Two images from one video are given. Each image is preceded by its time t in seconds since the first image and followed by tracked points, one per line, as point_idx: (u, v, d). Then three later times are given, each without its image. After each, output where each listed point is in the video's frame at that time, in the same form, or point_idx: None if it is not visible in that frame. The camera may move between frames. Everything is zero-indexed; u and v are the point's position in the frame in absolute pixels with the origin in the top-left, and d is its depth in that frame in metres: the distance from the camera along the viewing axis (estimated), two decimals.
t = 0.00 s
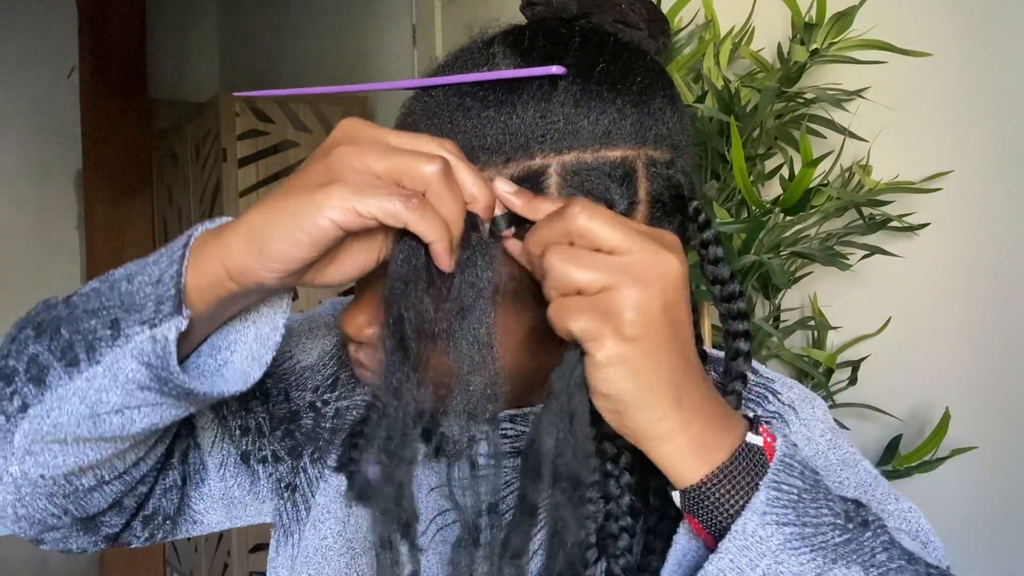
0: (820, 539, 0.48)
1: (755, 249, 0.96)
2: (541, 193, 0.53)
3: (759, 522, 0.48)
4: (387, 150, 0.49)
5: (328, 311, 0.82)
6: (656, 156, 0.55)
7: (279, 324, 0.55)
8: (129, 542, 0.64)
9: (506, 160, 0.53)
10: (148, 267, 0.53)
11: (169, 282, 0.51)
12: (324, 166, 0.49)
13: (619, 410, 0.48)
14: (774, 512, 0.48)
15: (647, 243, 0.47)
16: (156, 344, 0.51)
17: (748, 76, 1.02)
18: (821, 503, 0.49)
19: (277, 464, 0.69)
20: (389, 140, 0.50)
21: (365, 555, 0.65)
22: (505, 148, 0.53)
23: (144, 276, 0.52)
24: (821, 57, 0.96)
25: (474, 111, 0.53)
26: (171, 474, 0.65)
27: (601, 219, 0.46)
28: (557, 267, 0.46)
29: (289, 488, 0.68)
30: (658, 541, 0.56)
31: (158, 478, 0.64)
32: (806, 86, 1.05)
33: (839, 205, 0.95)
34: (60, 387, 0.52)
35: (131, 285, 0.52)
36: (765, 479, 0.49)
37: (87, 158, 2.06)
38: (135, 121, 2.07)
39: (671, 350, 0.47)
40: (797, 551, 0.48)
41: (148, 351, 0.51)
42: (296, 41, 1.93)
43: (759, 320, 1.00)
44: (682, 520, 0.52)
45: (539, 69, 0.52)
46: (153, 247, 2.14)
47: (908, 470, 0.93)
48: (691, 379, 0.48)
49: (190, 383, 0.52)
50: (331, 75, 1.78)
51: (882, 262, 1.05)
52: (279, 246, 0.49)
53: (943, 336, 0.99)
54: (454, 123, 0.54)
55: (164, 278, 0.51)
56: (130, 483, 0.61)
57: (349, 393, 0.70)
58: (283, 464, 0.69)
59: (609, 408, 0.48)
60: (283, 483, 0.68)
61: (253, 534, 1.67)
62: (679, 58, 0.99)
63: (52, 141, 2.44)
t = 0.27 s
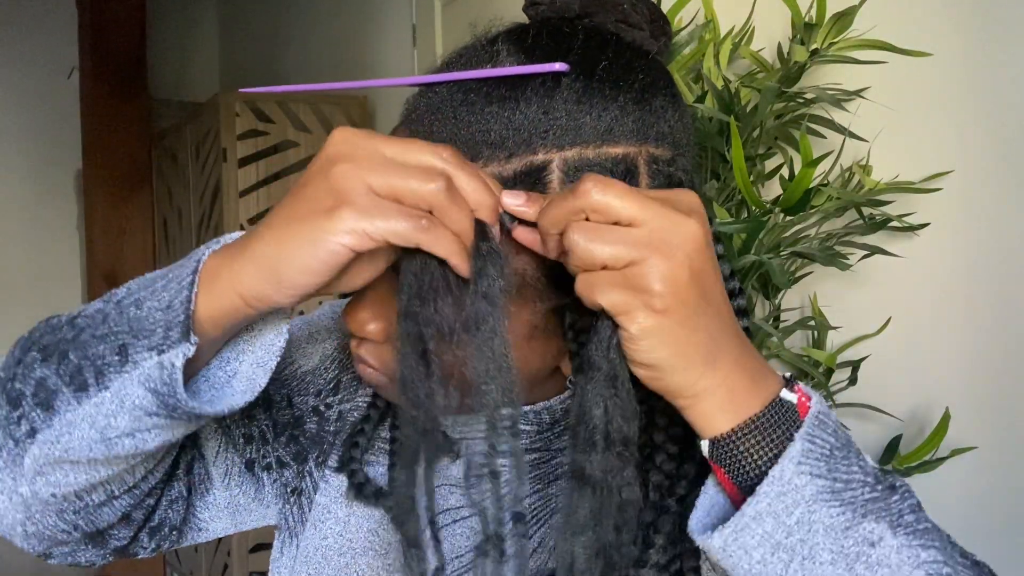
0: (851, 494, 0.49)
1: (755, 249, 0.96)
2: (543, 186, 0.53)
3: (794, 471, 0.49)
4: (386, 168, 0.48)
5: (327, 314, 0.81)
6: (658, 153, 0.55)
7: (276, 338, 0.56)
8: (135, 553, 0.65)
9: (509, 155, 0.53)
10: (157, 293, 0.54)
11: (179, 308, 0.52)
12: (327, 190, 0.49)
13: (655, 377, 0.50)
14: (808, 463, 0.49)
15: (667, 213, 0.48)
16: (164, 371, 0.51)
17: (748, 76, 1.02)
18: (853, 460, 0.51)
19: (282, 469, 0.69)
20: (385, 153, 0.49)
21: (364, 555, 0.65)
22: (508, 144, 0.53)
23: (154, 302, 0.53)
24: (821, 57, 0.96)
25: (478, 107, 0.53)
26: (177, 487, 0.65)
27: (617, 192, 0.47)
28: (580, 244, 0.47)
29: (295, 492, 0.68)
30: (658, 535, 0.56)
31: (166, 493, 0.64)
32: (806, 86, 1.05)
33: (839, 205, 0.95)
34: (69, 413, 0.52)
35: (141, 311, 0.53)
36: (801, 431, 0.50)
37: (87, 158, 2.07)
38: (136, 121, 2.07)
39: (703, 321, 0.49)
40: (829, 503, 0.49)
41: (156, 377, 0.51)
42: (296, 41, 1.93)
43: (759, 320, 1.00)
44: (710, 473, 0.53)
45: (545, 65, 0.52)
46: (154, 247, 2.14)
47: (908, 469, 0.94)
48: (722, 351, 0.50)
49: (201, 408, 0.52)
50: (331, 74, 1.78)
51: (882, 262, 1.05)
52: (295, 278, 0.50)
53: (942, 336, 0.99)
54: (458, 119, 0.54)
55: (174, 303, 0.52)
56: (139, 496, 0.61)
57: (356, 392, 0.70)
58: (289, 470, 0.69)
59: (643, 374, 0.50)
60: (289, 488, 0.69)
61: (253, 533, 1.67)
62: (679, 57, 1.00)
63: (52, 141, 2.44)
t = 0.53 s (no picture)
0: (877, 461, 0.51)
1: (755, 249, 0.96)
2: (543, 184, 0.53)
3: (822, 436, 0.50)
4: (405, 210, 0.47)
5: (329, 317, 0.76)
6: (655, 151, 0.56)
7: (285, 361, 0.54)
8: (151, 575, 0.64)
9: (508, 152, 0.53)
10: (169, 327, 0.54)
11: (194, 343, 0.52)
12: (344, 242, 0.48)
13: (685, 345, 0.51)
14: (836, 429, 0.50)
15: (670, 177, 0.49)
16: (184, 409, 0.51)
17: (748, 76, 1.02)
18: (876, 429, 0.53)
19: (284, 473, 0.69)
20: (401, 195, 0.47)
21: (366, 555, 0.65)
22: (507, 141, 0.53)
23: (167, 337, 0.53)
24: (821, 57, 0.96)
25: (476, 105, 0.53)
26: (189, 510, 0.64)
27: (621, 152, 0.48)
28: (593, 211, 0.48)
29: (305, 501, 0.68)
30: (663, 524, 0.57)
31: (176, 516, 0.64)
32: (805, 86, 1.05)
33: (839, 205, 0.95)
34: (87, 452, 0.52)
35: (154, 346, 0.53)
36: (826, 398, 0.52)
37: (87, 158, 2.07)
38: (136, 121, 2.07)
39: (718, 281, 0.50)
40: (857, 470, 0.50)
41: (176, 415, 0.51)
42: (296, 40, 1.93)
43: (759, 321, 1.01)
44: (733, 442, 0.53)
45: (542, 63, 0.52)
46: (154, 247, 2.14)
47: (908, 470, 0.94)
48: (740, 310, 0.52)
49: (222, 443, 0.52)
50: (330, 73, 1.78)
51: (882, 262, 1.05)
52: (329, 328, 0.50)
53: (943, 336, 0.99)
54: (456, 117, 0.54)
55: (189, 339, 0.52)
56: (155, 519, 0.61)
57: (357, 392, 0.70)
58: (298, 479, 0.69)
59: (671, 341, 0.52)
60: (299, 496, 0.69)
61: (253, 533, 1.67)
62: (679, 58, 1.00)
63: (51, 141, 2.43)
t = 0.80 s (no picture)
0: (877, 454, 0.51)
1: (755, 249, 0.96)
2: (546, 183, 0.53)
3: (821, 430, 0.50)
4: (406, 219, 0.46)
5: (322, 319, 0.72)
6: (659, 150, 0.55)
7: (292, 367, 0.55)
8: None
9: (514, 150, 0.53)
10: (177, 333, 0.53)
11: (204, 348, 0.52)
12: (352, 252, 0.47)
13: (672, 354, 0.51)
14: (836, 422, 0.50)
15: (662, 194, 0.47)
16: (195, 415, 0.51)
17: (748, 76, 1.02)
18: (878, 422, 0.52)
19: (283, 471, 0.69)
20: (404, 205, 0.46)
21: (366, 554, 0.65)
22: (512, 138, 0.53)
23: (176, 343, 0.53)
24: (821, 57, 0.96)
25: (482, 102, 0.53)
26: (202, 512, 0.65)
27: (603, 173, 0.46)
28: (586, 235, 0.47)
29: (309, 501, 0.69)
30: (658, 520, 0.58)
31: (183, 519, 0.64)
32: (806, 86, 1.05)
33: (840, 205, 0.95)
34: (96, 460, 0.52)
35: (163, 352, 0.53)
36: (828, 392, 0.51)
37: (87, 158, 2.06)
38: (136, 121, 2.07)
39: (708, 305, 0.49)
40: (856, 463, 0.50)
41: (187, 421, 0.51)
42: (296, 41, 1.92)
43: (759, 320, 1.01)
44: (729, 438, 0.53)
45: (548, 62, 0.52)
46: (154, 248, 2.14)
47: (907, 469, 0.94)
48: (733, 329, 0.50)
49: (233, 449, 0.52)
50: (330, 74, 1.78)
51: (882, 262, 1.05)
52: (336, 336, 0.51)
53: (944, 336, 0.99)
54: (463, 115, 0.54)
55: (199, 343, 0.52)
56: (164, 522, 0.61)
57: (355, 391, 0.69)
58: (302, 479, 0.69)
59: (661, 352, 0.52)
60: (303, 496, 0.69)
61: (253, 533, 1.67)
62: (679, 58, 1.00)
63: (51, 141, 2.43)
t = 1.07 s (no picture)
0: (866, 450, 0.51)
1: (755, 249, 0.96)
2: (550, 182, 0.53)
3: (811, 426, 0.50)
4: (405, 211, 0.46)
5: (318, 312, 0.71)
6: (663, 149, 0.56)
7: (296, 369, 0.55)
8: None
9: (519, 147, 0.53)
10: (179, 330, 0.53)
11: (206, 345, 0.52)
12: (350, 245, 0.48)
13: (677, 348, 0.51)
14: (824, 419, 0.50)
15: (685, 185, 0.48)
16: (197, 410, 0.50)
17: (748, 76, 1.02)
18: (864, 419, 0.53)
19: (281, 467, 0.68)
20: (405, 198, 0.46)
21: (367, 553, 0.66)
22: (518, 137, 0.53)
23: (178, 340, 0.52)
24: (821, 57, 0.96)
25: (488, 101, 0.53)
26: (206, 511, 0.65)
27: (627, 171, 0.47)
28: (606, 223, 0.48)
29: (309, 500, 0.70)
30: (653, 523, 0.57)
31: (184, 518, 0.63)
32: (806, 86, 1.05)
33: (839, 205, 0.95)
34: (98, 458, 0.51)
35: (165, 349, 0.52)
36: (816, 389, 0.51)
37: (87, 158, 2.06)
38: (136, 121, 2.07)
39: (721, 295, 0.50)
40: (846, 458, 0.50)
41: (189, 417, 0.51)
42: (297, 41, 1.93)
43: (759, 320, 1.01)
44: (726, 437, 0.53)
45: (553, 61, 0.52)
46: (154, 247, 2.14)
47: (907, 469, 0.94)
48: (739, 322, 0.51)
49: (237, 446, 0.52)
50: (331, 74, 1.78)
51: (883, 262, 1.05)
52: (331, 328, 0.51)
53: (943, 336, 0.98)
54: (470, 113, 0.54)
55: (201, 340, 0.52)
56: (165, 523, 0.61)
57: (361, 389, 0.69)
58: (302, 479, 0.69)
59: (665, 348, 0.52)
60: (304, 496, 0.70)
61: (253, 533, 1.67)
62: (678, 58, 0.99)
63: (51, 141, 2.43)
